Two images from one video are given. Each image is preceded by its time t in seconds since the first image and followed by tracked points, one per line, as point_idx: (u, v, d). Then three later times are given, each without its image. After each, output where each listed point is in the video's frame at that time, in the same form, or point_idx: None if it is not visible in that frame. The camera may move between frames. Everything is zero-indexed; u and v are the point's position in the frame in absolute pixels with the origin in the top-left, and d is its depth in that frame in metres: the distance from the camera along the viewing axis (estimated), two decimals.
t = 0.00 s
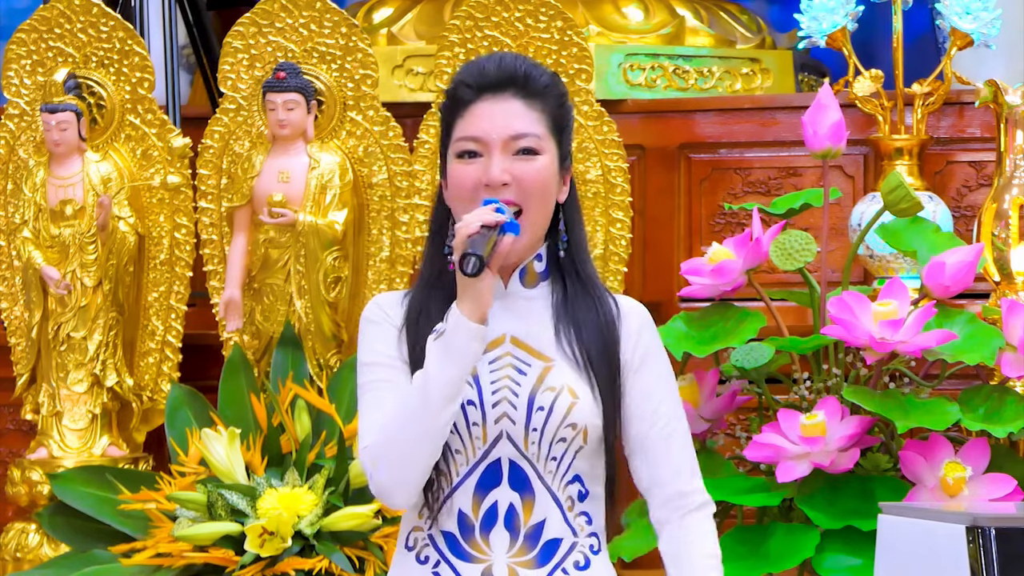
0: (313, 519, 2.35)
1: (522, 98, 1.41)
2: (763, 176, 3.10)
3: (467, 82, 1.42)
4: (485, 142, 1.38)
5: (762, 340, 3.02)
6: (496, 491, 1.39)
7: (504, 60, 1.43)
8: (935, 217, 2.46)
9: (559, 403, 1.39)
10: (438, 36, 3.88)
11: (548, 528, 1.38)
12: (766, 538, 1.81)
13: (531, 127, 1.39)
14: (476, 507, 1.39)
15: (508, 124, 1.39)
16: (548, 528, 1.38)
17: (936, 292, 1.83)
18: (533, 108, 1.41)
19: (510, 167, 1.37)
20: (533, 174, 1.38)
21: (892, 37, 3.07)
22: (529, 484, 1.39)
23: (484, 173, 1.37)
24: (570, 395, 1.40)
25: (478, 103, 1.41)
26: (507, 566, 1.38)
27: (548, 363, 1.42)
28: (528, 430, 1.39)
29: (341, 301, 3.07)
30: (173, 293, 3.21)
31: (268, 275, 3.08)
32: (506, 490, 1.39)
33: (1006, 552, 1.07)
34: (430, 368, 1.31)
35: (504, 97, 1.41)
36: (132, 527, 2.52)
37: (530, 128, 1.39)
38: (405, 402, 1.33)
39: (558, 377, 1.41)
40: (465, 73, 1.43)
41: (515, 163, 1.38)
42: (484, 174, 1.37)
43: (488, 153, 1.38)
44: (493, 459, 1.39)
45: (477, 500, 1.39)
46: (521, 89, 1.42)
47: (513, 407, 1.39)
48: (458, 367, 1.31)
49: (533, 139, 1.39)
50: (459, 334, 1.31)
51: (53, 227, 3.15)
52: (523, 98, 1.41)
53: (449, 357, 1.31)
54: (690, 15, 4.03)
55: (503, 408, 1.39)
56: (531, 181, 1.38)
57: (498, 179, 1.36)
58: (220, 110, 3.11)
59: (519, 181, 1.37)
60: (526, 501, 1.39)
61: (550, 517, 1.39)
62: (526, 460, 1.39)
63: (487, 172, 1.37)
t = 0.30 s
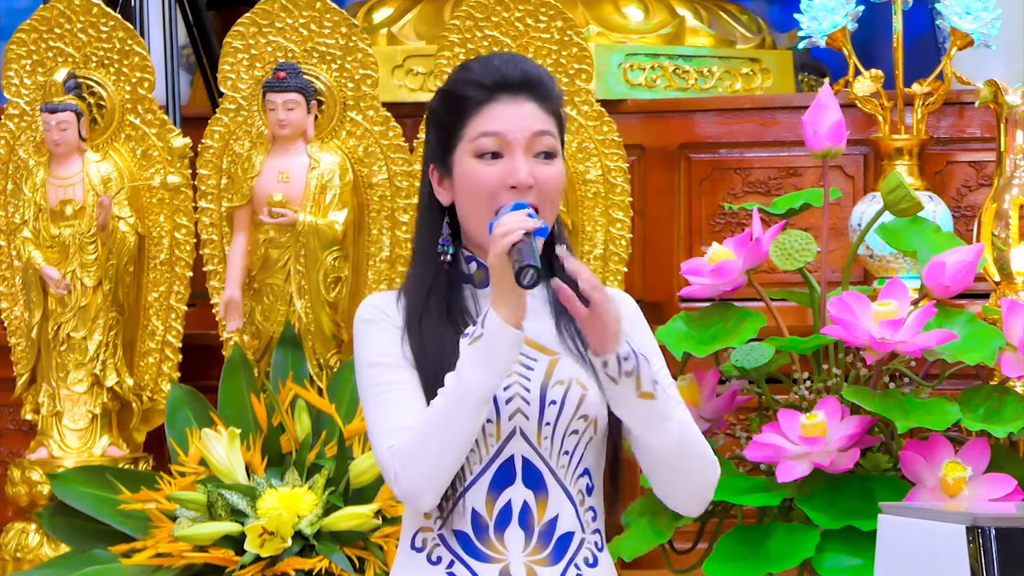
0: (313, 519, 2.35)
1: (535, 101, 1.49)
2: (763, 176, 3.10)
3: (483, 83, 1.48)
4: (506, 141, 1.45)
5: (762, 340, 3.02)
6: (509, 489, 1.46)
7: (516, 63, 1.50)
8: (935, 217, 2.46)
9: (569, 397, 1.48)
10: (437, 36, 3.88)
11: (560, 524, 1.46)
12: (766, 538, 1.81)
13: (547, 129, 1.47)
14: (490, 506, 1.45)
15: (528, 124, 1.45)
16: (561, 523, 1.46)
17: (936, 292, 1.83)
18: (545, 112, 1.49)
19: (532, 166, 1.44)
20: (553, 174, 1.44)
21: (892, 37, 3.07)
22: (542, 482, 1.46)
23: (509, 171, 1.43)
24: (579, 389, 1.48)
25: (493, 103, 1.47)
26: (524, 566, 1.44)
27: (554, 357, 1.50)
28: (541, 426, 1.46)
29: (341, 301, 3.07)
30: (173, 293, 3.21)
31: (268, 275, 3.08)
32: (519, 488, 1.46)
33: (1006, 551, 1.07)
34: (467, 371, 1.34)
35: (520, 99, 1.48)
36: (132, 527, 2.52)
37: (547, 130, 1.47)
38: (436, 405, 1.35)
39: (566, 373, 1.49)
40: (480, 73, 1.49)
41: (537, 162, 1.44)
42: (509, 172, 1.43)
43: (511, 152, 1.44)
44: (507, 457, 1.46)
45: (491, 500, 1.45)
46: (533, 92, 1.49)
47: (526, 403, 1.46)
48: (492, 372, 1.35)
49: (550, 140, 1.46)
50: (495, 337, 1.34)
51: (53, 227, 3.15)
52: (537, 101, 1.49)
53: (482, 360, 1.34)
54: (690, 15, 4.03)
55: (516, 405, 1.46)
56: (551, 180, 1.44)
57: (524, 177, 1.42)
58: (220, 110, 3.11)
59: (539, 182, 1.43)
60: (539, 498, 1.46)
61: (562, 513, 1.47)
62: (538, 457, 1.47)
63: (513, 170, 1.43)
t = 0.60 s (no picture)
0: (313, 520, 2.35)
1: (543, 105, 1.51)
2: (763, 176, 3.10)
3: (493, 84, 1.50)
4: (520, 144, 1.46)
5: (762, 340, 3.02)
6: (520, 489, 1.46)
7: (523, 66, 1.52)
8: (935, 217, 2.46)
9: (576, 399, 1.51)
10: (437, 36, 3.88)
11: (570, 523, 1.47)
12: (766, 538, 1.81)
13: (556, 134, 1.49)
14: (502, 506, 1.45)
15: (541, 128, 1.47)
16: (571, 522, 1.47)
17: (936, 291, 1.83)
18: (553, 117, 1.51)
19: (546, 171, 1.46)
20: (563, 180, 1.47)
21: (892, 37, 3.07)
22: (551, 482, 1.47)
23: (524, 175, 1.45)
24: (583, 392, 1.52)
25: (503, 105, 1.49)
26: (540, 565, 1.44)
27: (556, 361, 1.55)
28: (551, 426, 1.49)
29: (341, 301, 3.07)
30: (173, 293, 3.21)
31: (268, 275, 3.08)
32: (530, 487, 1.46)
33: (1005, 551, 1.07)
34: (506, 376, 1.37)
35: (530, 102, 1.49)
36: (131, 527, 2.52)
37: (557, 135, 1.49)
38: (469, 408, 1.37)
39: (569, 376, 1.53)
40: (489, 74, 1.50)
41: (549, 167, 1.46)
42: (523, 176, 1.45)
43: (525, 155, 1.46)
44: (517, 458, 1.47)
45: (502, 499, 1.46)
46: (542, 96, 1.51)
47: (536, 404, 1.49)
48: (531, 378, 1.37)
49: (560, 146, 1.49)
50: (535, 345, 1.38)
51: (53, 227, 3.15)
52: (546, 105, 1.51)
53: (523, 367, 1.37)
54: (690, 15, 4.03)
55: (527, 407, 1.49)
56: (562, 185, 1.46)
57: (538, 183, 1.44)
58: (220, 110, 3.11)
59: (552, 186, 1.45)
60: (549, 497, 1.47)
61: (571, 512, 1.47)
62: (548, 457, 1.48)
63: (527, 174, 1.45)
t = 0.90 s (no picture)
0: (313, 519, 2.35)
1: (549, 107, 1.51)
2: (763, 176, 3.10)
3: (500, 85, 1.49)
4: (527, 147, 1.46)
5: (762, 340, 3.02)
6: (528, 489, 1.46)
7: (529, 67, 1.52)
8: (935, 217, 2.46)
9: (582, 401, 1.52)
10: (437, 36, 3.88)
11: (576, 523, 1.47)
12: (766, 538, 1.81)
13: (562, 137, 1.49)
14: (511, 506, 1.45)
15: (548, 131, 1.47)
16: (577, 523, 1.47)
17: (936, 292, 1.83)
18: (558, 120, 1.52)
19: (553, 175, 1.46)
20: (568, 183, 1.47)
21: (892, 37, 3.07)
22: (557, 483, 1.48)
23: (531, 178, 1.45)
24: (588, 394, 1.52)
25: (510, 106, 1.49)
26: (549, 565, 1.44)
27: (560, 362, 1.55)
28: (559, 427, 1.50)
29: (341, 301, 3.07)
30: (173, 293, 3.21)
31: (268, 275, 3.08)
32: (538, 488, 1.46)
33: (1005, 551, 1.07)
34: (525, 376, 1.37)
35: (536, 105, 1.50)
36: (131, 527, 2.52)
37: (562, 138, 1.49)
38: (487, 407, 1.36)
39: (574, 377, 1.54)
40: (497, 75, 1.50)
41: (556, 171, 1.47)
42: (530, 179, 1.45)
43: (533, 158, 1.46)
44: (525, 458, 1.47)
45: (511, 499, 1.45)
46: (547, 99, 1.51)
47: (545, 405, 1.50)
48: (550, 378, 1.37)
49: (565, 150, 1.49)
50: (556, 344, 1.37)
51: (53, 227, 3.15)
52: (551, 107, 1.51)
53: (542, 367, 1.37)
54: (690, 15, 4.03)
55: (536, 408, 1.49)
56: (567, 189, 1.47)
57: (545, 187, 1.45)
58: (220, 110, 3.11)
59: (558, 190, 1.46)
60: (556, 498, 1.47)
61: (577, 513, 1.47)
62: (555, 459, 1.49)
63: (535, 178, 1.45)
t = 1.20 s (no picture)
0: (313, 519, 2.35)
1: (553, 110, 1.51)
2: (763, 176, 3.10)
3: (504, 87, 1.49)
4: (531, 149, 1.46)
5: (762, 340, 3.02)
6: (535, 489, 1.46)
7: (534, 68, 1.52)
8: (935, 217, 2.46)
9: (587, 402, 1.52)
10: (437, 36, 3.88)
11: (582, 523, 1.47)
12: (766, 538, 1.81)
13: (566, 140, 1.50)
14: (517, 506, 1.45)
15: (552, 134, 1.48)
16: (582, 523, 1.47)
17: (936, 291, 1.83)
18: (561, 122, 1.52)
19: (556, 178, 1.46)
20: (571, 187, 1.47)
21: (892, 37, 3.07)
22: (563, 483, 1.48)
23: (535, 181, 1.45)
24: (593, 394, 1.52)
25: (514, 108, 1.49)
26: (556, 565, 1.43)
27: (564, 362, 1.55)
28: (564, 428, 1.50)
29: (341, 301, 3.06)
30: (173, 293, 3.21)
31: (268, 275, 3.08)
32: (544, 488, 1.46)
33: (1005, 551, 1.07)
34: (533, 377, 1.37)
35: (540, 107, 1.50)
36: (131, 527, 2.52)
37: (566, 141, 1.49)
38: (496, 409, 1.36)
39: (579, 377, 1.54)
40: (502, 77, 1.50)
41: (559, 174, 1.47)
42: (534, 182, 1.45)
43: (536, 161, 1.46)
44: (531, 459, 1.47)
45: (518, 500, 1.45)
46: (551, 101, 1.52)
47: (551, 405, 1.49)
48: (558, 380, 1.37)
49: (568, 153, 1.49)
50: (564, 346, 1.38)
51: (53, 227, 3.15)
52: (555, 109, 1.51)
53: (550, 368, 1.37)
54: (690, 15, 4.03)
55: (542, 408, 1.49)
56: (570, 193, 1.47)
57: (548, 190, 1.45)
58: (220, 110, 3.11)
59: (561, 193, 1.46)
60: (561, 498, 1.47)
61: (582, 513, 1.47)
62: (561, 459, 1.49)
63: (539, 180, 1.45)
